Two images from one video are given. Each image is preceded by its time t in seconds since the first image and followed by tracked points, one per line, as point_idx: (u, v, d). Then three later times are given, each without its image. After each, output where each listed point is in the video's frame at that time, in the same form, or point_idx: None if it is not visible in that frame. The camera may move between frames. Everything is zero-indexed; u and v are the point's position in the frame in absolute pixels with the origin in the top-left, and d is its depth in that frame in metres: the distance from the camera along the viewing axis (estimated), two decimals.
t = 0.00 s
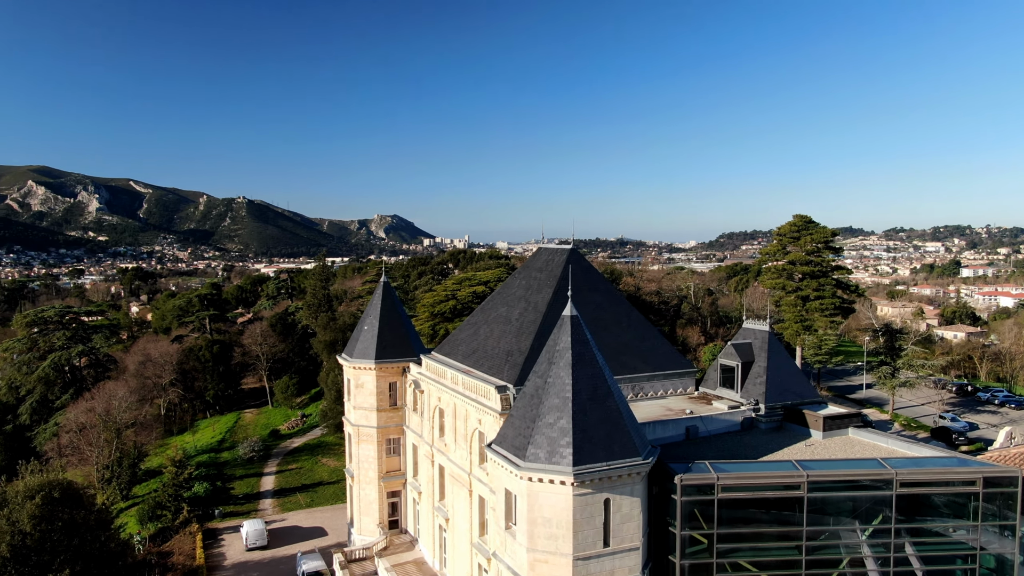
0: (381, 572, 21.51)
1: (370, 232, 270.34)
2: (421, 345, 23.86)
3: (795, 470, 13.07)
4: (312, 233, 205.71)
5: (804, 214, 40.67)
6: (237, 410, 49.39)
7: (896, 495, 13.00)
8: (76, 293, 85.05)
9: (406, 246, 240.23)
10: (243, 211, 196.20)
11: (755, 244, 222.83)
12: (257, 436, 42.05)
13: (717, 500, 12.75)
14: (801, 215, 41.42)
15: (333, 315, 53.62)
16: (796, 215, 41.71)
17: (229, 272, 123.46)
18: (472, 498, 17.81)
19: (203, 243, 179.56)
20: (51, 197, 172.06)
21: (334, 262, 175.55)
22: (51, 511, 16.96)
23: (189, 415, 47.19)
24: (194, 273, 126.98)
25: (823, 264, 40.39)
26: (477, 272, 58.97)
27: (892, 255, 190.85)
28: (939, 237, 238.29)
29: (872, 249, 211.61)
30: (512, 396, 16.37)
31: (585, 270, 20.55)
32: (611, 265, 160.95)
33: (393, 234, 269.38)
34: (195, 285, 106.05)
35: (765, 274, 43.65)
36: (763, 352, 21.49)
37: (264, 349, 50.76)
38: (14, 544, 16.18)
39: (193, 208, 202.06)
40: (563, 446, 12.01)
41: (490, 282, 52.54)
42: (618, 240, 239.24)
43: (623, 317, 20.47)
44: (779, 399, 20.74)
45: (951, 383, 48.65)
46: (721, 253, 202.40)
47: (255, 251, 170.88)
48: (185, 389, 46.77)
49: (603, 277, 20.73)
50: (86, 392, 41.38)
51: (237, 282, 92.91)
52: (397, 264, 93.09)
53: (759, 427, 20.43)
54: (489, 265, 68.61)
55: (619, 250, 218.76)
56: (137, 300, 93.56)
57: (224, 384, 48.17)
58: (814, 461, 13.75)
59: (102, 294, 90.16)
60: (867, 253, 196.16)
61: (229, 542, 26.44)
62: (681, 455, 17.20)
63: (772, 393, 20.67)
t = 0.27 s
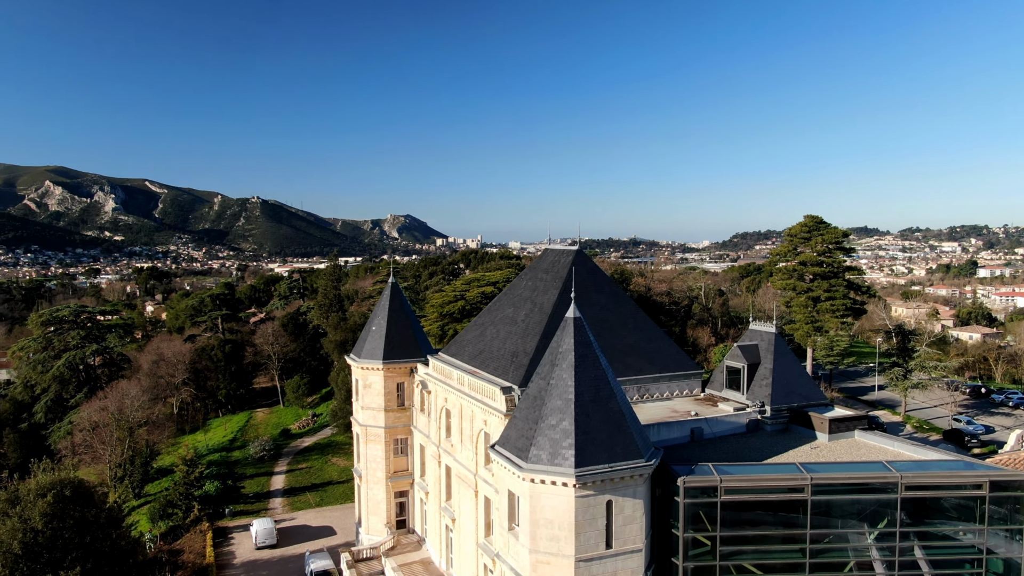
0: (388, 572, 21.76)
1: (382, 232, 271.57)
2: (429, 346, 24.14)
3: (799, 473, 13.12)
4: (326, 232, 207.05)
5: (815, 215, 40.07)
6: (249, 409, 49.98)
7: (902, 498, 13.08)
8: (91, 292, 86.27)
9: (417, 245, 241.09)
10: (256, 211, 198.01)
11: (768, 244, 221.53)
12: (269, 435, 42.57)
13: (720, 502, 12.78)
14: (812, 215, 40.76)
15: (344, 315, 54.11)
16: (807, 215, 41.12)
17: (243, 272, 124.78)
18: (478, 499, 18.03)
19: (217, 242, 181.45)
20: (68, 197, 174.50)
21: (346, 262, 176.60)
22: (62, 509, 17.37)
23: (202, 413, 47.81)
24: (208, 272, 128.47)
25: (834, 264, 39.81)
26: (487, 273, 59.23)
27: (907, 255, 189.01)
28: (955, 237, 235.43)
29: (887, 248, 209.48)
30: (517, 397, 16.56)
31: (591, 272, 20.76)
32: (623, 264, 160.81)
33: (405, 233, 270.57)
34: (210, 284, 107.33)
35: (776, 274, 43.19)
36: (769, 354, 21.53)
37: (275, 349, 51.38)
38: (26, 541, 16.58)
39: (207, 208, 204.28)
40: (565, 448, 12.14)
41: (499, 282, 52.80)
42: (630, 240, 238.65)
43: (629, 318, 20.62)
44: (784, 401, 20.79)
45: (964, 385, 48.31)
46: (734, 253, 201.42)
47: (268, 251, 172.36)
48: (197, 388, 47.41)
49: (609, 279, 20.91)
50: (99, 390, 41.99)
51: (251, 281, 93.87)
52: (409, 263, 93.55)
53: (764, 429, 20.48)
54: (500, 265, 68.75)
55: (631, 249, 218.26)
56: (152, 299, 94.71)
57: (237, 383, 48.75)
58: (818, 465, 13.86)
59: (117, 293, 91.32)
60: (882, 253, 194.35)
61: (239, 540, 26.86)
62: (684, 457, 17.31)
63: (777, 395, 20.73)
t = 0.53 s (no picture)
0: (394, 571, 21.93)
1: (395, 231, 273.29)
2: (436, 347, 24.30)
3: (803, 475, 12.97)
4: (338, 233, 208.33)
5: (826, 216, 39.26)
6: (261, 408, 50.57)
7: (907, 500, 12.85)
8: (108, 291, 87.66)
9: (428, 245, 241.88)
10: (269, 211, 199.85)
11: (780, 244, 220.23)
12: (279, 434, 43.03)
13: (724, 504, 12.68)
14: (822, 216, 40.01)
15: (354, 316, 54.63)
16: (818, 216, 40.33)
17: (257, 271, 126.15)
18: (483, 500, 18.15)
19: (231, 242, 183.48)
20: (85, 197, 177.14)
21: (357, 262, 177.65)
22: (74, 507, 17.62)
23: (214, 412, 48.45)
24: (223, 271, 129.96)
25: (845, 265, 39.16)
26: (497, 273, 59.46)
27: (923, 255, 187.28)
28: (971, 237, 232.64)
29: (902, 249, 207.43)
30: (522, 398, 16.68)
31: (597, 273, 20.88)
32: (636, 263, 160.57)
33: (417, 233, 271.75)
34: (224, 284, 108.68)
35: (787, 275, 42.61)
36: (776, 355, 21.48)
37: (286, 348, 51.94)
38: (39, 539, 16.83)
39: (221, 209, 206.90)
40: (567, 449, 12.14)
41: (507, 283, 53.01)
42: (642, 240, 238.09)
43: (635, 320, 20.71)
44: (791, 403, 20.73)
45: (978, 387, 47.89)
46: (746, 253, 200.45)
47: (282, 251, 173.83)
48: (210, 387, 48.05)
49: (615, 280, 21.01)
50: (112, 389, 42.34)
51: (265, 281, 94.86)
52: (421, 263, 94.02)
53: (770, 431, 20.46)
54: (511, 265, 68.89)
55: (642, 249, 217.77)
56: (167, 298, 96.00)
57: (248, 382, 49.33)
58: (823, 467, 13.70)
59: (134, 292, 92.76)
60: (898, 253, 192.63)
61: (248, 539, 27.21)
62: (688, 460, 17.35)
63: (784, 397, 20.68)
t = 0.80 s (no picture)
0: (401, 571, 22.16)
1: (408, 232, 274.74)
2: (444, 348, 24.54)
3: (807, 478, 12.99)
4: (352, 233, 209.48)
5: (838, 216, 39.09)
6: (272, 407, 51.15)
7: (912, 504, 12.79)
8: (123, 291, 88.84)
9: (439, 245, 242.39)
10: (282, 212, 201.73)
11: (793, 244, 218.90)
12: (290, 434, 43.51)
13: (727, 506, 12.75)
14: (834, 216, 39.77)
15: (364, 316, 55.16)
16: (829, 216, 40.16)
17: (270, 271, 127.30)
18: (489, 500, 18.30)
19: (245, 242, 185.37)
20: (101, 197, 179.34)
21: (369, 262, 178.71)
22: (85, 505, 17.66)
23: (226, 411, 49.00)
24: (236, 271, 131.26)
25: (856, 266, 38.78)
26: (507, 273, 59.72)
27: (939, 256, 185.59)
28: (988, 237, 229.92)
29: (918, 248, 205.28)
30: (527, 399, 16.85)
31: (603, 274, 21.17)
32: (648, 262, 160.16)
33: (429, 234, 272.78)
34: (238, 284, 109.85)
35: (797, 275, 42.24)
36: (782, 357, 21.59)
37: (298, 348, 52.51)
38: (50, 537, 16.89)
39: (235, 209, 209.23)
40: (569, 451, 12.26)
41: (516, 284, 53.26)
42: (657, 239, 238.58)
43: (641, 320, 20.91)
44: (796, 405, 20.87)
45: (992, 389, 47.56)
46: (759, 252, 199.35)
47: (295, 251, 175.07)
48: (222, 387, 48.72)
49: (621, 281, 21.26)
50: (125, 388, 42.80)
51: (278, 280, 95.72)
52: (432, 263, 94.40)
53: (776, 433, 20.53)
54: (521, 265, 69.03)
55: (654, 249, 217.08)
56: (181, 297, 97.16)
57: (260, 382, 49.87)
58: (826, 470, 13.67)
59: (149, 292, 93.98)
60: (913, 253, 190.88)
61: (257, 538, 27.58)
62: (694, 462, 17.46)
63: (789, 399, 20.82)
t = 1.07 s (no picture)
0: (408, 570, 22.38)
1: (420, 231, 275.96)
2: (450, 349, 24.76)
3: (810, 481, 13.01)
4: (366, 233, 210.57)
5: (848, 217, 39.30)
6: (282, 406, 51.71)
7: (916, 507, 12.78)
8: (136, 290, 89.87)
9: (450, 245, 242.81)
10: (294, 212, 203.36)
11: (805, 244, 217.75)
12: (299, 433, 43.96)
13: (729, 509, 12.83)
14: (845, 217, 39.82)
15: (374, 316, 55.58)
16: (839, 216, 40.30)
17: (282, 271, 128.34)
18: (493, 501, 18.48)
19: (257, 242, 187.10)
20: (115, 197, 181.42)
21: (380, 262, 179.50)
22: (95, 504, 17.87)
23: (237, 410, 49.61)
24: (249, 271, 132.45)
25: (866, 267, 38.40)
26: (516, 274, 59.95)
27: (953, 255, 184.05)
28: (1003, 237, 227.39)
29: (933, 248, 203.31)
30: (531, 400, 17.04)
31: (609, 275, 21.39)
32: (660, 262, 159.80)
33: (442, 234, 273.74)
34: (251, 283, 110.94)
35: (806, 276, 42.01)
36: (788, 359, 21.48)
37: (308, 349, 53.02)
38: (61, 535, 17.20)
39: (248, 209, 211.16)
40: (571, 452, 12.37)
41: (524, 284, 53.47)
42: (667, 239, 238.17)
43: (646, 321, 21.10)
44: (802, 407, 20.69)
45: (1005, 391, 47.25)
46: (770, 252, 198.35)
47: (307, 251, 176.11)
48: (233, 387, 49.29)
49: (627, 282, 21.43)
50: (136, 387, 43.25)
51: (291, 279, 96.50)
52: (443, 262, 94.69)
53: (781, 435, 20.50)
54: (531, 265, 69.17)
55: (665, 249, 216.48)
56: (194, 296, 98.18)
57: (270, 382, 50.33)
58: (830, 472, 13.68)
59: (161, 291, 95.11)
60: (927, 253, 189.44)
61: (266, 537, 27.95)
62: (697, 464, 17.56)
63: (794, 401, 20.66)
